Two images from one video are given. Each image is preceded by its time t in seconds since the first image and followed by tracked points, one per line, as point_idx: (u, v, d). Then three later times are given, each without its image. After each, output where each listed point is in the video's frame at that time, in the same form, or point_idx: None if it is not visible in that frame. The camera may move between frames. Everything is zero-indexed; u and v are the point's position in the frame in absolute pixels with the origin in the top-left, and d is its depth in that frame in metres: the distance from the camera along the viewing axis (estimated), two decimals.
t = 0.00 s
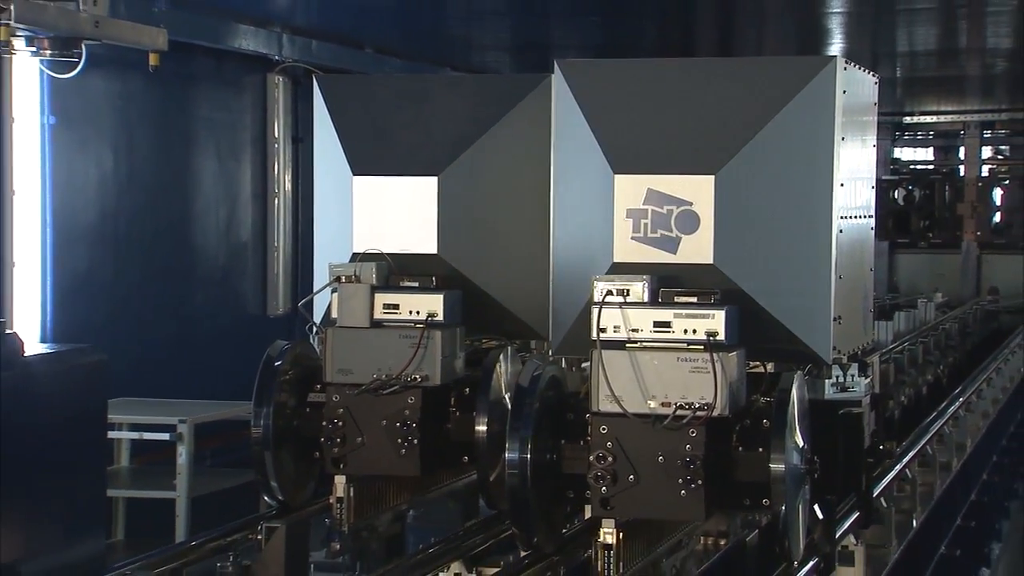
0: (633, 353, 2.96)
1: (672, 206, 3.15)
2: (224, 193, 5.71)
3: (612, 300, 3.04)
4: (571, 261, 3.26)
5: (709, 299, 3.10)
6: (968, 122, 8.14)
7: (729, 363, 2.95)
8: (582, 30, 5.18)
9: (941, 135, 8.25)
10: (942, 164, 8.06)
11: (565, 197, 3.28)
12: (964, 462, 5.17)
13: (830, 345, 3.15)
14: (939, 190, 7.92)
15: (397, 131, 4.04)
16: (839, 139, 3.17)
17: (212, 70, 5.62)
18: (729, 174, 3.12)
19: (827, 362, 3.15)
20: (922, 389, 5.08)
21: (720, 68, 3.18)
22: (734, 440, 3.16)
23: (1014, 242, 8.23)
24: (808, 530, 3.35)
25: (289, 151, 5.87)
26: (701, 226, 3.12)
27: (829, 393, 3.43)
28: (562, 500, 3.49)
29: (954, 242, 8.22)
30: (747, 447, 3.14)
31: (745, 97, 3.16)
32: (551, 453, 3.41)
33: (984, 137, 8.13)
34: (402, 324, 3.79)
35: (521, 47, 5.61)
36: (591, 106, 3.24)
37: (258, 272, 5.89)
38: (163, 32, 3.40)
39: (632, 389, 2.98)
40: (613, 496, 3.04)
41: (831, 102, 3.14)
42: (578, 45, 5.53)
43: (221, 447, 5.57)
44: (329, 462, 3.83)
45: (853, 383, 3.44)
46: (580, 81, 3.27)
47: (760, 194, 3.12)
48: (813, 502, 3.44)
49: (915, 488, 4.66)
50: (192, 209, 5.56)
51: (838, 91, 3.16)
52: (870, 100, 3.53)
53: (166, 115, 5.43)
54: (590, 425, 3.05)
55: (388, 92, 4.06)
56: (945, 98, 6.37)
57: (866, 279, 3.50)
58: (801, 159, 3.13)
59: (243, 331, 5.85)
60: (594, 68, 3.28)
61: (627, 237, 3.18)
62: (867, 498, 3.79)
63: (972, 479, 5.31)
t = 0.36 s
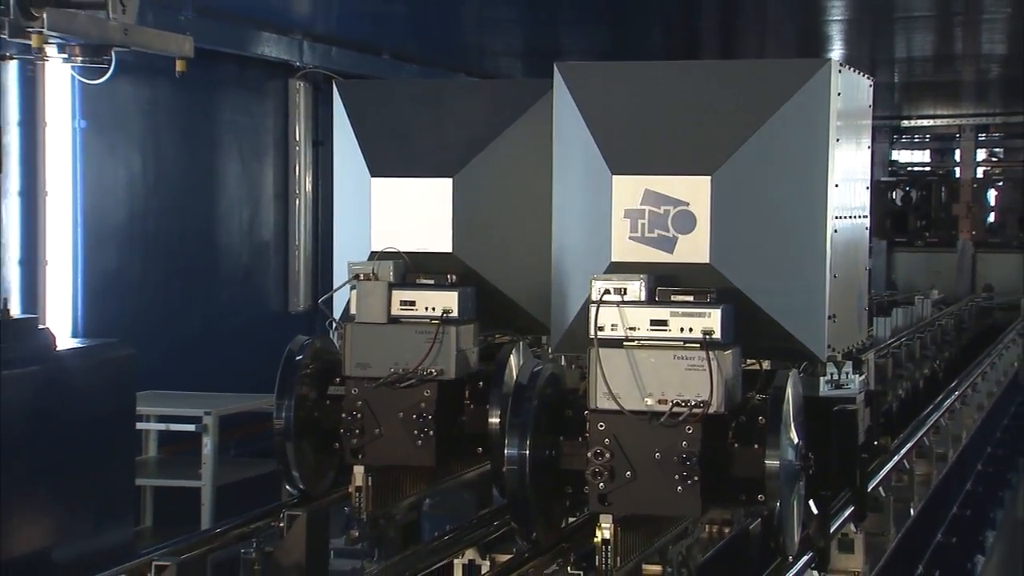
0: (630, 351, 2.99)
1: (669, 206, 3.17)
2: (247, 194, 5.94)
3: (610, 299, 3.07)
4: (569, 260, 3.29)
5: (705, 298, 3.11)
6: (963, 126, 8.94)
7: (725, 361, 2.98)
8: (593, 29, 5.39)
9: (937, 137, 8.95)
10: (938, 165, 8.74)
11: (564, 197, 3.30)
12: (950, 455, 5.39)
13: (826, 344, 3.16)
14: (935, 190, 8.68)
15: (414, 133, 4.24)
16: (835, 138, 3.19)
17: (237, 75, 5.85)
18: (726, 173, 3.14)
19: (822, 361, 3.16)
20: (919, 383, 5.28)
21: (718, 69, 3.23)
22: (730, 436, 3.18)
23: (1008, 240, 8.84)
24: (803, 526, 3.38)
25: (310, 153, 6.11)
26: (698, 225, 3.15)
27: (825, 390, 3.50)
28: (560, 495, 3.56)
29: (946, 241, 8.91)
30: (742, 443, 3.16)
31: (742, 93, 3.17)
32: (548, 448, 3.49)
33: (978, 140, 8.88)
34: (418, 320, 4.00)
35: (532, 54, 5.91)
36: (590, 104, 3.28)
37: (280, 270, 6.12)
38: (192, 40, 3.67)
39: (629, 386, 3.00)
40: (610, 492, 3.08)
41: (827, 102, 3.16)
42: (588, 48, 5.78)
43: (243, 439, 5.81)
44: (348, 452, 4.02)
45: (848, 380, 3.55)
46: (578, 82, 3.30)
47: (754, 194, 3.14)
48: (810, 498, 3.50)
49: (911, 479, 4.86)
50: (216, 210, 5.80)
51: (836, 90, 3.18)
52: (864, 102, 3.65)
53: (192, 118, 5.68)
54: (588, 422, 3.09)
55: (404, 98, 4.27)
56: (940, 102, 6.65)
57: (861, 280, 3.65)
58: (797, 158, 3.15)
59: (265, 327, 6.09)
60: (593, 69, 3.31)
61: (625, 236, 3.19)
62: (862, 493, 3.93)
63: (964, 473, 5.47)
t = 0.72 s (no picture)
0: (626, 347, 3.01)
1: (664, 206, 3.28)
2: (268, 195, 6.27)
3: (607, 296, 3.17)
4: (569, 257, 3.41)
5: (700, 296, 3.12)
6: (958, 128, 9.15)
7: (720, 357, 2.99)
8: (600, 32, 5.64)
9: (932, 139, 9.17)
10: (934, 166, 9.00)
11: (563, 196, 3.42)
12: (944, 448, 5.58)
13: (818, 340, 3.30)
14: (930, 189, 8.93)
15: (428, 135, 4.46)
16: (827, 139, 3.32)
17: (258, 80, 6.17)
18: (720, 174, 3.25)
19: (816, 357, 3.30)
20: (915, 374, 5.47)
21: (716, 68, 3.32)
22: (725, 432, 3.20)
23: (1000, 239, 8.98)
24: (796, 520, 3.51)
25: (328, 154, 6.47)
26: (692, 225, 3.27)
27: (818, 386, 3.50)
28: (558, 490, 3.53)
29: (943, 239, 9.07)
30: (737, 439, 3.17)
31: (738, 95, 3.30)
32: (546, 445, 3.44)
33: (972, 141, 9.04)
34: (432, 314, 4.21)
35: (541, 57, 6.20)
36: (589, 106, 3.39)
37: (299, 266, 6.48)
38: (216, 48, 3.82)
39: (625, 383, 3.01)
40: (607, 488, 3.08)
41: (819, 106, 3.28)
42: (594, 50, 6.00)
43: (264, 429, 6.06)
44: (365, 442, 4.22)
45: (840, 377, 3.57)
46: (575, 85, 3.41)
47: (749, 193, 3.28)
48: (802, 493, 3.55)
49: (906, 468, 5.06)
50: (237, 208, 6.10)
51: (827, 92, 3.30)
52: (858, 102, 3.78)
53: (216, 123, 5.98)
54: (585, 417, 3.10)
55: (419, 102, 4.50)
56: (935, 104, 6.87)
57: (854, 278, 3.76)
58: (789, 161, 3.29)
59: (284, 321, 6.43)
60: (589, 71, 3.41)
61: (621, 236, 3.31)
62: (857, 489, 3.99)
63: (957, 466, 5.64)
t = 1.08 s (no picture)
0: (623, 346, 3.16)
1: (661, 205, 3.43)
2: (289, 195, 6.53)
3: (604, 294, 3.33)
4: (566, 254, 3.56)
5: (695, 294, 3.30)
6: (953, 130, 9.34)
7: (715, 355, 3.14)
8: (608, 38, 5.87)
9: (929, 141, 9.37)
10: (930, 167, 9.21)
11: (561, 194, 3.57)
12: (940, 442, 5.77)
13: (812, 337, 3.43)
14: (927, 189, 9.16)
15: (444, 137, 4.67)
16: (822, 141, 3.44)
17: (278, 84, 6.44)
18: (715, 175, 3.40)
19: (811, 354, 3.44)
20: (913, 369, 5.68)
21: (714, 71, 3.45)
22: (722, 429, 3.36)
23: (994, 238, 9.18)
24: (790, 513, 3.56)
25: (345, 156, 6.70)
26: (688, 224, 3.41)
27: (813, 383, 3.73)
28: (556, 484, 3.73)
29: (939, 238, 9.31)
30: (733, 436, 3.35)
31: (735, 96, 3.43)
32: (546, 441, 3.64)
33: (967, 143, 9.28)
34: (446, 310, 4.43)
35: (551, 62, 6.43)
36: (587, 108, 3.53)
37: (318, 264, 6.74)
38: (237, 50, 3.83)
39: (623, 380, 3.18)
40: (604, 483, 3.24)
41: (814, 108, 3.40)
42: (603, 55, 6.21)
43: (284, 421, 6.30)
44: (381, 434, 4.41)
45: (835, 373, 3.76)
46: (575, 87, 3.55)
47: (745, 193, 3.41)
48: (799, 489, 3.71)
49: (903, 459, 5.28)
50: (258, 208, 6.37)
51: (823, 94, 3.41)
52: (855, 105, 3.93)
53: (237, 126, 6.25)
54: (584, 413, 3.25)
55: (435, 106, 4.71)
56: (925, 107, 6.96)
57: (849, 278, 3.90)
58: (784, 162, 3.41)
59: (305, 317, 6.70)
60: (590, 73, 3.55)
61: (619, 235, 3.47)
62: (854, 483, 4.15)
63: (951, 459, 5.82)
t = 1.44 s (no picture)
0: (619, 342, 3.32)
1: (657, 204, 3.55)
2: (307, 193, 6.85)
3: (599, 292, 3.42)
4: (564, 253, 3.70)
5: (690, 292, 3.43)
6: (948, 131, 9.70)
7: (709, 352, 3.29)
8: (615, 43, 6.10)
9: (924, 142, 9.78)
10: (924, 167, 9.66)
11: (561, 194, 3.71)
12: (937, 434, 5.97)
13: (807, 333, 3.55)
14: (923, 189, 9.57)
15: (458, 139, 4.90)
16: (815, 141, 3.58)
17: (296, 87, 6.74)
18: (712, 170, 3.52)
19: (805, 350, 3.55)
20: (908, 361, 5.90)
21: (711, 73, 3.58)
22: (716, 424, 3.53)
23: (987, 236, 9.60)
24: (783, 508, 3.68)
25: (360, 156, 7.09)
26: (683, 223, 3.53)
27: (806, 379, 3.87)
28: (553, 480, 3.89)
29: (934, 235, 9.75)
30: (727, 432, 3.51)
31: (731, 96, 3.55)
32: (542, 436, 3.79)
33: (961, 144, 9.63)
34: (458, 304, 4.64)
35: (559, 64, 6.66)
36: (586, 109, 3.66)
37: (334, 261, 7.10)
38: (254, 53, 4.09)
39: (619, 376, 3.33)
40: (599, 479, 3.39)
41: (806, 111, 3.56)
42: (609, 57, 6.43)
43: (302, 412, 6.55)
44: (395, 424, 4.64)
45: (828, 370, 3.89)
46: (576, 88, 3.69)
47: (741, 192, 3.54)
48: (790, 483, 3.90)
49: (901, 449, 5.51)
50: (278, 206, 6.66)
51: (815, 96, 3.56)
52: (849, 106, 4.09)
53: (257, 127, 6.51)
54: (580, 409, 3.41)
55: (449, 110, 4.95)
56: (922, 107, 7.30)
57: (842, 276, 4.01)
58: (779, 163, 3.54)
59: (321, 312, 7.04)
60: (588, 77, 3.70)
61: (615, 233, 3.59)
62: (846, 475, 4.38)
63: (944, 453, 6.01)
